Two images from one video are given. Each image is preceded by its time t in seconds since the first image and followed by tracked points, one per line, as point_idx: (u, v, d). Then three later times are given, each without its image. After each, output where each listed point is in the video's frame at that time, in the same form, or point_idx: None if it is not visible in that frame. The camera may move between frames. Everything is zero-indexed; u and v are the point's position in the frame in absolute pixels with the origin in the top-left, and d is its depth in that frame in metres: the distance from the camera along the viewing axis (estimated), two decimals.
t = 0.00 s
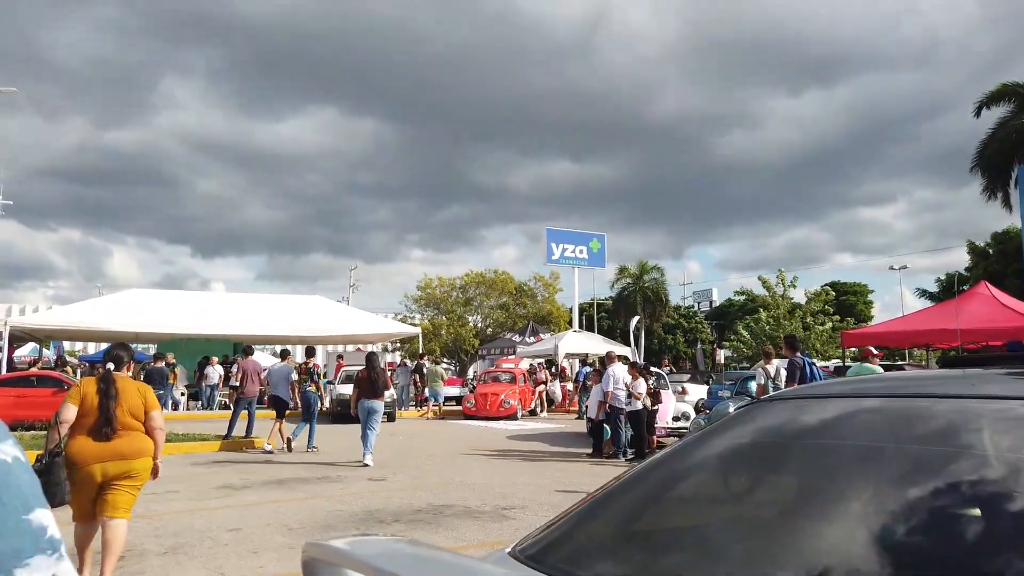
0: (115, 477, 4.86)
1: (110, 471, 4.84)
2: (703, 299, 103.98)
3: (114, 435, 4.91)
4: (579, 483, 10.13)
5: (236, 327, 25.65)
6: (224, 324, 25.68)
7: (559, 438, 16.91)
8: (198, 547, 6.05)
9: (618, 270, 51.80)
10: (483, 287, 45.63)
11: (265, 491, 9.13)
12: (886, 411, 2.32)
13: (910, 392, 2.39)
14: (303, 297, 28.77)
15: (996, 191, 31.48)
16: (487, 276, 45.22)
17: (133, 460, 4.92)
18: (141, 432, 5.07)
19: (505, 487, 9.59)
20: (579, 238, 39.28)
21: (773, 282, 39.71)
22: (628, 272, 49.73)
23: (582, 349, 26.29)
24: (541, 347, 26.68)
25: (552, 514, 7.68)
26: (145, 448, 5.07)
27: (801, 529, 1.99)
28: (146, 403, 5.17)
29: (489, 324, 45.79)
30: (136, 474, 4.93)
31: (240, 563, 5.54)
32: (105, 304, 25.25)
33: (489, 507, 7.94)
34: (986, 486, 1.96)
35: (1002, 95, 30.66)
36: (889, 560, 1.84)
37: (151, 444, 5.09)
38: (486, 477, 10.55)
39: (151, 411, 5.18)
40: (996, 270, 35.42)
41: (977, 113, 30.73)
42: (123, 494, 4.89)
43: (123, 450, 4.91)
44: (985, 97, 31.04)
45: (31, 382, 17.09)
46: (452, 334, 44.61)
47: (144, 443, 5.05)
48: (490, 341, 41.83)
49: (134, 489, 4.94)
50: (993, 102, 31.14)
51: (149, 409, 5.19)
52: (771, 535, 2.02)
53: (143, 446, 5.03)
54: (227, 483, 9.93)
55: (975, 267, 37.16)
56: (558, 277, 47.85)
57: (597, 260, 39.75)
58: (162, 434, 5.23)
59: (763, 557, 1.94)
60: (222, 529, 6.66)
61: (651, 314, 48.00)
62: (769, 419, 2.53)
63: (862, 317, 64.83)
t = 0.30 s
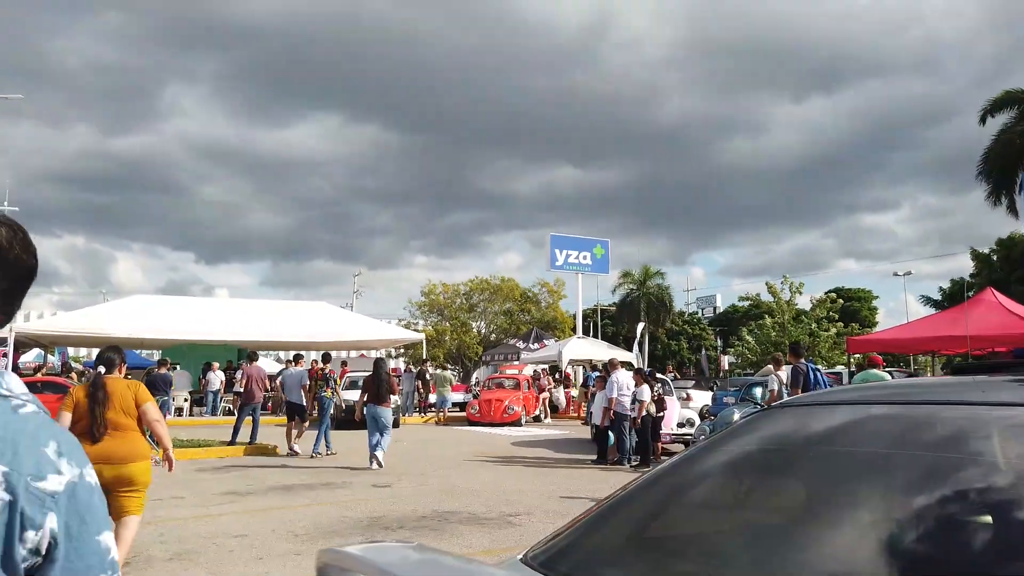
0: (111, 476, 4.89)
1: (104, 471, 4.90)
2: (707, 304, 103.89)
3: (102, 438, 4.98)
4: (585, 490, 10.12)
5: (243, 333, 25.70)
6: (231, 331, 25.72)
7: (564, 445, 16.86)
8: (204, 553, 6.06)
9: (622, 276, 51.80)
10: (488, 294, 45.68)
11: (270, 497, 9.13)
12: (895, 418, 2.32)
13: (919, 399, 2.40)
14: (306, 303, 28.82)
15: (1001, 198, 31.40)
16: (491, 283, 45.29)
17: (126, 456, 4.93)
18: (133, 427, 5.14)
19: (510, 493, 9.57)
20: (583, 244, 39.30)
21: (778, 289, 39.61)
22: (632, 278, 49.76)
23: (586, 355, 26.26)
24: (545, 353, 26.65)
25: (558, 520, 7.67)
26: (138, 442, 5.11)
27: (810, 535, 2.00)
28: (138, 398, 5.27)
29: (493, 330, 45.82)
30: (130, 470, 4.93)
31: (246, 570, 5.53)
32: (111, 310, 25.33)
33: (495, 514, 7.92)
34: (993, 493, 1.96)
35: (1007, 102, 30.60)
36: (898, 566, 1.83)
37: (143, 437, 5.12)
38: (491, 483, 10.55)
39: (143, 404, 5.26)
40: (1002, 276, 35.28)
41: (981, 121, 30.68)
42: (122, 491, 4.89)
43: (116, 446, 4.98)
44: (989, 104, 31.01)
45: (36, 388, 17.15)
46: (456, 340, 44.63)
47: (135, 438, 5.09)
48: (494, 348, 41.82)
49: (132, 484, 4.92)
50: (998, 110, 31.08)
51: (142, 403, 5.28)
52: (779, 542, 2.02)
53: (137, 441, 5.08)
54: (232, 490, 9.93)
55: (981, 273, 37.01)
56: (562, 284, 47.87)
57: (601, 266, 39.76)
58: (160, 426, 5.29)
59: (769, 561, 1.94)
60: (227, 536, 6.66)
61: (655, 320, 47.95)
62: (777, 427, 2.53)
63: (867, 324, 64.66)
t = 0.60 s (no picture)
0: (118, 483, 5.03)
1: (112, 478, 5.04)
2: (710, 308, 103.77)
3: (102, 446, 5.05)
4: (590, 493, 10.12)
5: (246, 337, 25.72)
6: (234, 336, 25.73)
7: (567, 448, 16.87)
8: (209, 557, 6.07)
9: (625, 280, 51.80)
10: (491, 298, 45.73)
11: (275, 501, 9.14)
12: (901, 423, 2.32)
13: (926, 403, 2.40)
14: (310, 307, 28.85)
15: (1005, 201, 31.33)
16: (495, 286, 45.31)
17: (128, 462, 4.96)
18: (136, 432, 5.19)
19: (514, 497, 9.57)
20: (587, 248, 39.33)
21: (782, 292, 39.51)
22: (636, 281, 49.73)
23: (590, 359, 26.25)
24: (549, 357, 26.65)
25: (564, 525, 7.66)
26: (143, 448, 5.17)
27: (818, 540, 1.99)
28: (141, 402, 5.30)
29: (497, 333, 45.84)
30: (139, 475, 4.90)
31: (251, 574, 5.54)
32: (116, 314, 25.41)
33: (500, 518, 7.92)
34: (1001, 499, 1.96)
35: (1011, 105, 30.54)
36: (906, 571, 1.82)
37: (146, 442, 5.17)
38: (496, 487, 10.56)
39: (146, 409, 5.28)
40: (1007, 280, 35.14)
41: (985, 124, 30.64)
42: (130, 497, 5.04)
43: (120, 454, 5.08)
44: (993, 107, 30.97)
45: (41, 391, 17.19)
46: (460, 344, 44.65)
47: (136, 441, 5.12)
48: (498, 352, 41.84)
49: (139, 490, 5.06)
50: (1001, 113, 31.02)
51: (145, 408, 5.31)
52: (787, 547, 2.02)
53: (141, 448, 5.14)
54: (237, 493, 9.95)
55: (985, 277, 36.90)
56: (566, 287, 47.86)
57: (605, 270, 39.76)
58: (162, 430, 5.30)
59: (775, 565, 1.94)
60: (232, 540, 6.67)
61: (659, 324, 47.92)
62: (784, 432, 2.53)
63: (872, 327, 64.51)
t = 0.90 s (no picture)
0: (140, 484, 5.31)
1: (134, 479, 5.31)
2: (714, 311, 103.62)
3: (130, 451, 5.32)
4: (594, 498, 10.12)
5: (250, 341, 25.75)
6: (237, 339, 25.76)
7: (572, 453, 16.85)
8: (216, 562, 6.08)
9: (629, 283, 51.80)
10: (495, 302, 45.77)
11: (280, 506, 9.15)
12: (908, 429, 2.32)
13: (931, 410, 2.40)
14: (314, 311, 28.89)
15: (1011, 204, 31.22)
16: (499, 290, 45.34)
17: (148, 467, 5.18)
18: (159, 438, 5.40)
19: (518, 502, 9.57)
20: (591, 252, 39.32)
21: (786, 295, 39.37)
22: (640, 285, 49.68)
23: (594, 363, 26.21)
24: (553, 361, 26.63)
25: (568, 529, 7.64)
26: (165, 455, 5.40)
27: (825, 545, 2.00)
28: (167, 412, 5.48)
29: (501, 337, 45.86)
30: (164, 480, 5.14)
31: None
32: (121, 318, 25.50)
33: (505, 522, 7.93)
34: (1010, 506, 1.96)
35: (1017, 107, 30.44)
36: None
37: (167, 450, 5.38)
38: (501, 491, 10.58)
39: (171, 419, 5.48)
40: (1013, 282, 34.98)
41: (990, 127, 30.59)
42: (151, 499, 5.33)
43: (144, 458, 5.33)
44: (997, 110, 30.91)
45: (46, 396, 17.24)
46: (464, 348, 44.69)
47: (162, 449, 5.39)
48: (501, 355, 41.84)
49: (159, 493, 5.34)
50: (1006, 116, 30.98)
51: (171, 417, 5.50)
52: (794, 552, 2.03)
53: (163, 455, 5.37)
54: (242, 498, 9.98)
55: (991, 279, 36.74)
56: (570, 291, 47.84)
57: (609, 273, 39.76)
58: (185, 440, 5.49)
59: (781, 571, 1.95)
60: (238, 544, 6.69)
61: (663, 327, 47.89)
62: (792, 437, 2.53)
63: (876, 330, 64.33)
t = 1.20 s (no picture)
0: (161, 483, 5.35)
1: (154, 478, 5.34)
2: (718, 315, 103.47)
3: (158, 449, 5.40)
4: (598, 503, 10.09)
5: (254, 346, 25.74)
6: (241, 343, 25.75)
7: (575, 458, 16.80)
8: (220, 566, 6.09)
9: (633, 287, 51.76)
10: (499, 306, 45.72)
11: (283, 510, 9.15)
12: (914, 434, 2.31)
13: (936, 414, 2.40)
14: (318, 315, 28.91)
15: (1016, 207, 31.10)
16: (502, 294, 45.35)
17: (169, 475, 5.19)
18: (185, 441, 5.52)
19: (521, 507, 9.54)
20: (594, 256, 39.30)
21: (790, 299, 39.26)
22: (644, 289, 49.61)
23: (598, 367, 26.17)
24: (557, 365, 26.59)
25: (573, 535, 7.62)
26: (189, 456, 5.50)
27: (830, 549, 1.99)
28: (193, 417, 5.61)
29: (504, 341, 45.84)
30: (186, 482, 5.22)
31: None
32: (124, 323, 25.49)
33: (508, 527, 7.92)
34: (1016, 509, 1.95)
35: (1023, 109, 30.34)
36: None
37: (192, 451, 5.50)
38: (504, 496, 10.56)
39: (197, 424, 5.61)
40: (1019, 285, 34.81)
41: (994, 130, 30.54)
42: (170, 497, 5.34)
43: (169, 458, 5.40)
44: (1003, 112, 30.82)
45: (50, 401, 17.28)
46: (468, 352, 44.68)
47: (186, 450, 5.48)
48: (505, 359, 41.82)
49: (180, 493, 5.37)
50: (1011, 119, 30.89)
51: (196, 422, 5.63)
52: (798, 556, 2.01)
53: (187, 455, 5.45)
54: (245, 503, 9.98)
55: (997, 282, 36.58)
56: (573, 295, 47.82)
57: (612, 277, 39.73)
58: (209, 445, 5.62)
59: None
60: (242, 549, 6.70)
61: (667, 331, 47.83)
62: (797, 442, 2.52)
63: (881, 334, 64.11)
